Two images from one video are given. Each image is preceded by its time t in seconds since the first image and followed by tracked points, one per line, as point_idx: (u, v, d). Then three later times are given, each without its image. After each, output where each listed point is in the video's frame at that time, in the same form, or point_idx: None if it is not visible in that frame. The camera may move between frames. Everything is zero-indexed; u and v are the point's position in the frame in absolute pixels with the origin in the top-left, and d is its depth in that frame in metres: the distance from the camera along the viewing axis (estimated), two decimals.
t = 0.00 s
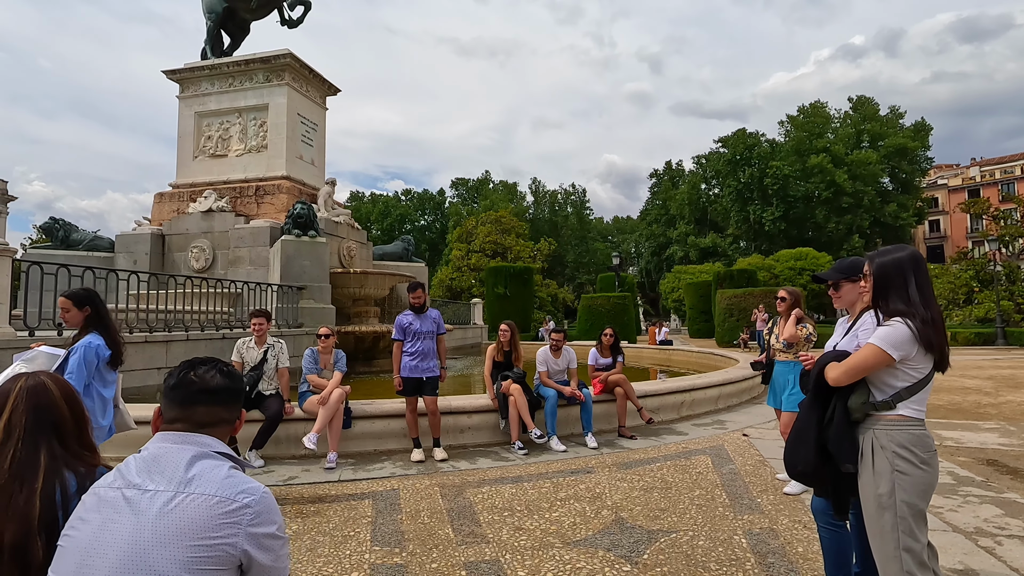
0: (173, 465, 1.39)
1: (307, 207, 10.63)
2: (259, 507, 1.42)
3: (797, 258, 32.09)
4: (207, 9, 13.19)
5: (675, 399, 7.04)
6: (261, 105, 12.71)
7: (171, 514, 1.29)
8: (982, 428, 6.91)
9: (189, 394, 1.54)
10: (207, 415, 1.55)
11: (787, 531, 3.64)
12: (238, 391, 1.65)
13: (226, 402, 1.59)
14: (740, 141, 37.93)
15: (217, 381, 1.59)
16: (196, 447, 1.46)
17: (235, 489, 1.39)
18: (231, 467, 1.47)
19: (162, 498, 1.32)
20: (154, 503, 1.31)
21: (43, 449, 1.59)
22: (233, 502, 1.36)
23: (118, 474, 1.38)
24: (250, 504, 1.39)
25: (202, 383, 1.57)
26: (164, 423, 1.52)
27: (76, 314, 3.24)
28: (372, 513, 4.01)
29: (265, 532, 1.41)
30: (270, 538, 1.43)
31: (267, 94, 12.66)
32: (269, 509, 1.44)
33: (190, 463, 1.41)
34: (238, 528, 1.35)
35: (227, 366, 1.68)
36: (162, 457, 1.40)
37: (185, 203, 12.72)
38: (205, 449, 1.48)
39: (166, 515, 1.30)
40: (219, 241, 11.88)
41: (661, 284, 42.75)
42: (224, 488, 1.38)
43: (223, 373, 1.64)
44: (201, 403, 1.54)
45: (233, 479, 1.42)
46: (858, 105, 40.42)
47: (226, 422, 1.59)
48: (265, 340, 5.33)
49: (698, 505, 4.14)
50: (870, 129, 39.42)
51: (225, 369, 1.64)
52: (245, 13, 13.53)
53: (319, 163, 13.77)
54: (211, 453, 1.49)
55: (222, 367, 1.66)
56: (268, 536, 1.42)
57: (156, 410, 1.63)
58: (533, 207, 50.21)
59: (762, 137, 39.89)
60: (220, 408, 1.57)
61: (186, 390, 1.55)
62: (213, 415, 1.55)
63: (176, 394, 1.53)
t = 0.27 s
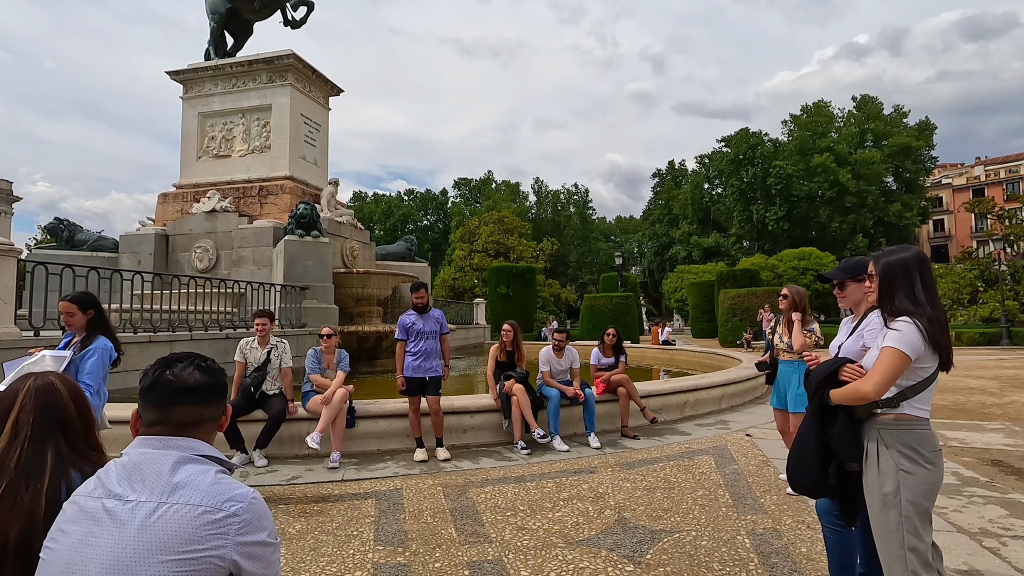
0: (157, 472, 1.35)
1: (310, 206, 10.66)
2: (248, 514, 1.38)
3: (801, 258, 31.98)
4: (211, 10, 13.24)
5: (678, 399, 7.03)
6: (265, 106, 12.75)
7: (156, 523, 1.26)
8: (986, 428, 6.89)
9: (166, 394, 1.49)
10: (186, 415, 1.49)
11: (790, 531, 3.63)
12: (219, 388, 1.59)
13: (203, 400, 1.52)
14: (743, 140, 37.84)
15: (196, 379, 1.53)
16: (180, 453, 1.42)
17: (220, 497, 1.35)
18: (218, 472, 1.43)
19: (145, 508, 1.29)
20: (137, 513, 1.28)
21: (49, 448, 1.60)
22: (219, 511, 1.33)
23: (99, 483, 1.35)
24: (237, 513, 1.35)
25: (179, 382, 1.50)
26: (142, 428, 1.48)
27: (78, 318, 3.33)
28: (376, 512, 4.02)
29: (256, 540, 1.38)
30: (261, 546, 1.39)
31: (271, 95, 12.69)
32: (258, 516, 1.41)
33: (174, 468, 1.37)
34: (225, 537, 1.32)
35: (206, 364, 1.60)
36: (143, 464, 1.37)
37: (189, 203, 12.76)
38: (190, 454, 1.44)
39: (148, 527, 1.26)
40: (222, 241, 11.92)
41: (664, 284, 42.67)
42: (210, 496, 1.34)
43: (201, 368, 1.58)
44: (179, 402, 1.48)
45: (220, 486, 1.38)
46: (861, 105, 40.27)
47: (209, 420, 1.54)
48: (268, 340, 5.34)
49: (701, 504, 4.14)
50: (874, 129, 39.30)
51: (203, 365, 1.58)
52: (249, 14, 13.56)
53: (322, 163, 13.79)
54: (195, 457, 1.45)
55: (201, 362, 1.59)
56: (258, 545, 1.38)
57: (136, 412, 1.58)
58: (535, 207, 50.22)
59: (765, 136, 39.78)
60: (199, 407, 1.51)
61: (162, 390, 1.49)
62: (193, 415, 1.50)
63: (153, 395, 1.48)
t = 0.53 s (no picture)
0: (144, 478, 1.35)
1: (313, 207, 10.68)
2: (240, 519, 1.38)
3: (803, 258, 31.92)
4: (213, 10, 13.27)
5: (681, 399, 7.02)
6: (267, 107, 12.77)
7: (146, 530, 1.27)
8: (990, 429, 6.86)
9: (148, 396, 1.48)
10: (170, 418, 1.48)
11: (792, 532, 3.62)
12: (204, 387, 1.58)
13: (188, 402, 1.51)
14: (746, 140, 37.76)
15: (178, 380, 1.51)
16: (169, 457, 1.42)
17: (211, 504, 1.35)
18: (208, 477, 1.43)
19: (133, 517, 1.29)
20: (126, 521, 1.28)
21: (56, 448, 1.62)
22: (209, 517, 1.33)
23: (85, 490, 1.35)
24: (228, 519, 1.35)
25: (160, 384, 1.49)
26: (127, 432, 1.47)
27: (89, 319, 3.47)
28: (378, 512, 4.03)
29: (249, 544, 1.38)
30: (254, 550, 1.39)
31: (273, 95, 12.71)
32: (250, 520, 1.41)
33: (162, 474, 1.37)
34: (217, 542, 1.32)
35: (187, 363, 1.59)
36: (128, 471, 1.36)
37: (192, 204, 12.79)
38: (178, 457, 1.43)
39: (137, 535, 1.26)
40: (225, 241, 11.94)
41: (666, 284, 42.62)
42: (199, 502, 1.34)
43: (183, 368, 1.56)
44: (161, 405, 1.47)
45: (211, 491, 1.38)
46: (865, 104, 40.18)
47: (195, 422, 1.53)
48: (269, 341, 5.35)
49: (703, 505, 4.14)
50: (877, 128, 39.22)
51: (185, 365, 1.56)
52: (251, 15, 13.59)
53: (325, 163, 13.81)
54: (183, 460, 1.44)
55: (183, 362, 1.58)
56: (250, 549, 1.38)
57: (120, 415, 1.57)
58: (538, 207, 50.23)
59: (768, 136, 39.71)
60: (184, 409, 1.50)
61: (141, 393, 1.48)
62: (176, 418, 1.49)
63: (133, 399, 1.47)
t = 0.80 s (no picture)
0: (141, 479, 1.35)
1: (315, 207, 10.71)
2: (240, 520, 1.39)
3: (806, 258, 31.87)
4: (216, 11, 13.30)
5: (683, 399, 7.01)
6: (270, 107, 12.80)
7: (148, 531, 1.27)
8: (994, 429, 6.83)
9: (144, 401, 1.48)
10: (166, 421, 1.48)
11: (795, 532, 3.62)
12: (202, 389, 1.58)
13: (186, 405, 1.51)
14: (748, 140, 37.70)
15: (175, 384, 1.51)
16: (167, 458, 1.42)
17: (211, 504, 1.36)
18: (208, 477, 1.44)
19: (132, 519, 1.30)
20: (126, 523, 1.29)
21: (61, 449, 1.62)
22: (209, 519, 1.33)
23: (82, 492, 1.35)
24: (228, 520, 1.36)
25: (156, 388, 1.49)
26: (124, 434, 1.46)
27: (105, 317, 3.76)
28: (380, 512, 4.03)
29: (250, 545, 1.39)
30: (255, 552, 1.40)
31: (276, 96, 12.73)
32: (251, 520, 1.41)
33: (160, 474, 1.37)
34: (217, 545, 1.32)
35: (182, 363, 1.58)
36: (127, 472, 1.37)
37: (195, 204, 12.82)
38: (176, 459, 1.43)
39: (138, 536, 1.27)
40: (227, 241, 11.96)
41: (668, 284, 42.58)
42: (199, 503, 1.34)
43: (180, 372, 1.54)
44: (158, 409, 1.47)
45: (211, 492, 1.38)
46: (868, 104, 40.08)
47: (193, 423, 1.53)
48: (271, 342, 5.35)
49: (705, 505, 4.13)
50: (880, 128, 39.13)
51: (183, 368, 1.56)
52: (254, 15, 13.61)
53: (327, 163, 13.83)
54: (182, 462, 1.44)
55: (179, 365, 1.56)
56: (251, 550, 1.39)
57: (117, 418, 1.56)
58: (540, 207, 50.20)
59: (770, 136, 39.65)
60: (181, 412, 1.50)
61: (137, 398, 1.47)
62: (174, 422, 1.49)
63: (128, 402, 1.46)
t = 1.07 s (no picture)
0: (152, 476, 1.36)
1: (317, 207, 10.73)
2: (247, 518, 1.39)
3: (809, 258, 31.81)
4: (218, 12, 13.33)
5: (685, 399, 7.01)
6: (272, 108, 12.82)
7: (157, 528, 1.28)
8: (997, 429, 6.81)
9: (153, 400, 1.48)
10: (176, 421, 1.49)
11: (798, 533, 3.61)
12: (211, 390, 1.58)
13: (196, 407, 1.52)
14: (751, 140, 37.63)
15: (183, 385, 1.52)
16: (175, 457, 1.43)
17: (218, 503, 1.36)
18: (216, 477, 1.44)
19: (141, 515, 1.30)
20: (135, 521, 1.29)
21: (65, 448, 1.63)
22: (216, 517, 1.33)
23: (95, 490, 1.36)
24: (236, 518, 1.36)
25: (166, 388, 1.49)
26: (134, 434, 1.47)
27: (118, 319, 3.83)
28: (383, 512, 4.04)
29: (256, 544, 1.39)
30: (261, 551, 1.40)
31: (278, 96, 12.76)
32: (256, 519, 1.42)
33: (171, 472, 1.38)
34: (224, 543, 1.32)
35: (193, 364, 1.59)
36: (137, 470, 1.38)
37: (197, 205, 12.85)
38: (184, 457, 1.44)
39: (146, 533, 1.27)
40: (230, 242, 11.99)
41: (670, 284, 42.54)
42: (207, 502, 1.35)
43: (189, 373, 1.55)
44: (168, 409, 1.48)
45: (218, 490, 1.39)
46: (870, 103, 39.96)
47: (202, 425, 1.54)
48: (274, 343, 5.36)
49: (707, 506, 4.13)
50: (883, 127, 39.03)
51: (193, 369, 1.56)
52: (256, 16, 13.64)
53: (329, 164, 13.85)
54: (190, 461, 1.45)
55: (189, 366, 1.57)
56: (257, 549, 1.39)
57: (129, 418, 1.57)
58: (542, 207, 50.18)
59: (772, 135, 39.57)
60: (188, 413, 1.50)
61: (149, 398, 1.48)
62: (183, 422, 1.49)
63: (140, 402, 1.47)
